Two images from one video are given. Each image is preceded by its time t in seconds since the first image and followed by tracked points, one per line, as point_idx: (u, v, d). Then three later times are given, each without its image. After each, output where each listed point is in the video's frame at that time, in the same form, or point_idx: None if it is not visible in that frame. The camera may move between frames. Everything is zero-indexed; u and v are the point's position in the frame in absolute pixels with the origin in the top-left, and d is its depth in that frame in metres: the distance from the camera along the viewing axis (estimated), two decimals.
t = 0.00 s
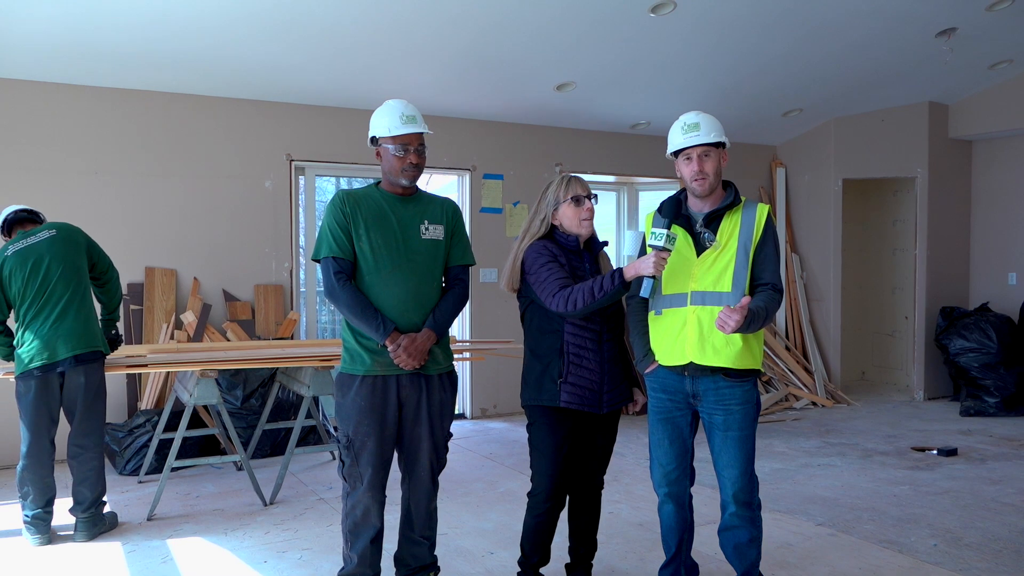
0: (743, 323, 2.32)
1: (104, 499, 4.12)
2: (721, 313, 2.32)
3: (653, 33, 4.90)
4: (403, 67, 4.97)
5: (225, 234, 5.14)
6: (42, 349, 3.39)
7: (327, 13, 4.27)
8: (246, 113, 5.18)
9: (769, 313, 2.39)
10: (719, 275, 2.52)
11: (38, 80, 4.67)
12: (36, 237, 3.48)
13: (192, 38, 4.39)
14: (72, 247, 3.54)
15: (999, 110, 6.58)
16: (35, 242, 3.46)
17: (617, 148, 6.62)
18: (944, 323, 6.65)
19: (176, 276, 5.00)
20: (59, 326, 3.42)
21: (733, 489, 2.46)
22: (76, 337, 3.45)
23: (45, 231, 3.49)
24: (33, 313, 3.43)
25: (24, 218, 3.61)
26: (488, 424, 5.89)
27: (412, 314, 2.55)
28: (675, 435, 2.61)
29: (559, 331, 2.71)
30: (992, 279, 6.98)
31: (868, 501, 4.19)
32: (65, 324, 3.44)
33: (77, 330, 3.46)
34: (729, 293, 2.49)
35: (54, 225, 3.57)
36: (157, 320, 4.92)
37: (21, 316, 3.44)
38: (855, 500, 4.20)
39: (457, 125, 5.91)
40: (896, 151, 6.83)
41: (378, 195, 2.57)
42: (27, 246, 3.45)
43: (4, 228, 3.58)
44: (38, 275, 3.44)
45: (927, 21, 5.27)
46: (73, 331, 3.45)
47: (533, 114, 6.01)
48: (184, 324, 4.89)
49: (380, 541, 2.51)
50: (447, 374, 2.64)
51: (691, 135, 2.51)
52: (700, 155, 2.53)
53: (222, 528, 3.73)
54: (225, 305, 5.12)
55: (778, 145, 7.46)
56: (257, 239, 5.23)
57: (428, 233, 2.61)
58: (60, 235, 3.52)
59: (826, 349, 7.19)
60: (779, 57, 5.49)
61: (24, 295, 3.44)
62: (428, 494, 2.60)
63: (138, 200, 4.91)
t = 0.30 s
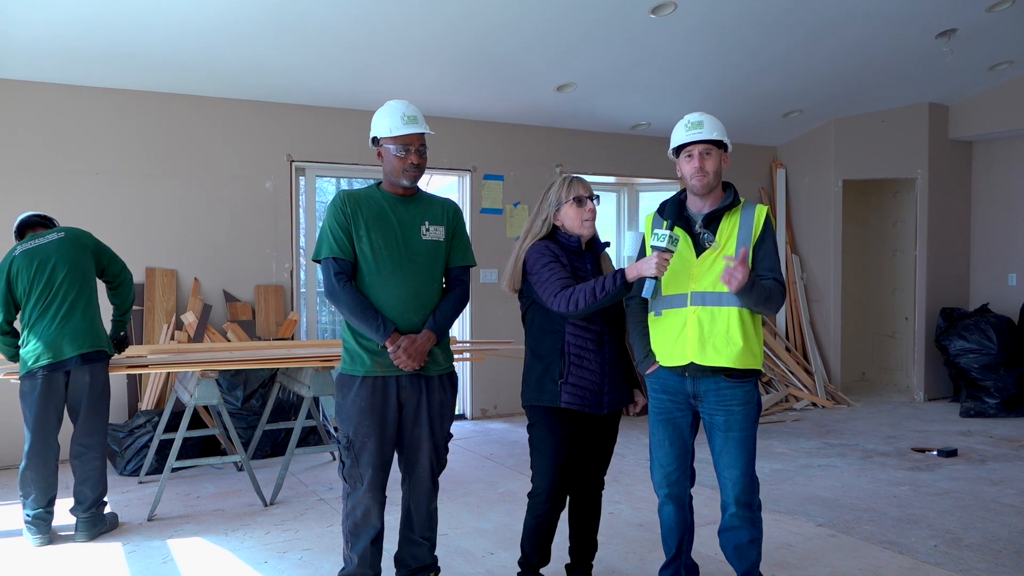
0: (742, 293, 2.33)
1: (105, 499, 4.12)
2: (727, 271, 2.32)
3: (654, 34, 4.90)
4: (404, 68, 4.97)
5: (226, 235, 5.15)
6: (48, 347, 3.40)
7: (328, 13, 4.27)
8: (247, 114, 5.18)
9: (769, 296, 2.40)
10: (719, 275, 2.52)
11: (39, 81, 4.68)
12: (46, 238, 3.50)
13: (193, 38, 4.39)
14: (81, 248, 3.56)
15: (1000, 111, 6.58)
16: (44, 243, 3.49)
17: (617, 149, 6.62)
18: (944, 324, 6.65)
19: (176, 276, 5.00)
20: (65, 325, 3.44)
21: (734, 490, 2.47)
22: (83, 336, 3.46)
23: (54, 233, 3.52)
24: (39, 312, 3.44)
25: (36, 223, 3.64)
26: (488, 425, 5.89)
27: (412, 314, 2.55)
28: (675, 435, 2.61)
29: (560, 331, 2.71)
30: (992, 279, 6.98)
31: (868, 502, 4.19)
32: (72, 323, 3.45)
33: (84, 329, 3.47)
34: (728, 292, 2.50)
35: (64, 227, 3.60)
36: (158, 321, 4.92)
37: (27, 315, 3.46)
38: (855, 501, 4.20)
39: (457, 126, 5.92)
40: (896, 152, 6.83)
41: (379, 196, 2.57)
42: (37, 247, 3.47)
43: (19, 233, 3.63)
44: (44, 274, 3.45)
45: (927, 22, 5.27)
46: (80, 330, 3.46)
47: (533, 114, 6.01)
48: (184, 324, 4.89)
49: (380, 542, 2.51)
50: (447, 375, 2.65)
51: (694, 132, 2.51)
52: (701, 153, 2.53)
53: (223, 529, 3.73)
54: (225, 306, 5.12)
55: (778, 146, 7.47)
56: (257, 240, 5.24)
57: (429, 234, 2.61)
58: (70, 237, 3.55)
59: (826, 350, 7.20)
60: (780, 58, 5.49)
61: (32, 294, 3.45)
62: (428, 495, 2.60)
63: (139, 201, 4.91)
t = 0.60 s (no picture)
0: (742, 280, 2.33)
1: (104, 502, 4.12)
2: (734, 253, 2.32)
3: (654, 37, 4.91)
4: (403, 71, 4.97)
5: (226, 238, 5.15)
6: (50, 350, 3.40)
7: (328, 16, 4.27)
8: (247, 117, 5.19)
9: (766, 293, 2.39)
10: (720, 276, 2.52)
11: (40, 84, 4.68)
12: (50, 242, 3.51)
13: (194, 42, 4.40)
14: (83, 252, 3.56)
15: (999, 114, 6.59)
16: (47, 248, 3.49)
17: (616, 151, 6.63)
18: (944, 327, 6.65)
19: (176, 279, 5.00)
20: (67, 327, 3.44)
21: (734, 493, 2.47)
22: (84, 339, 3.46)
23: (58, 238, 3.52)
24: (41, 315, 3.44)
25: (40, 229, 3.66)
26: (488, 428, 5.89)
27: (412, 317, 2.55)
28: (675, 439, 2.61)
29: (562, 334, 2.71)
30: (992, 282, 6.98)
31: (868, 505, 4.19)
32: (73, 325, 3.45)
33: (86, 332, 3.47)
34: (728, 294, 2.50)
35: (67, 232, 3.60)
36: (157, 324, 4.92)
37: (28, 318, 3.46)
38: (855, 504, 4.20)
39: (457, 129, 5.92)
40: (896, 156, 6.84)
41: (377, 199, 2.58)
42: (40, 250, 3.48)
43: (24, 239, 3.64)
44: (47, 278, 3.46)
45: (927, 26, 5.28)
46: (82, 333, 3.46)
47: (533, 117, 6.02)
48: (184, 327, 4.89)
49: (380, 546, 2.51)
50: (446, 378, 2.65)
51: (692, 137, 2.51)
52: (701, 157, 2.53)
53: (222, 532, 3.73)
54: (225, 308, 5.12)
55: (778, 149, 7.48)
56: (257, 242, 5.24)
57: (427, 237, 2.61)
58: (74, 241, 3.55)
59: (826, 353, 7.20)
60: (779, 61, 5.50)
61: (33, 298, 3.46)
62: (428, 498, 2.60)
63: (139, 204, 4.92)
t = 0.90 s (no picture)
0: (733, 302, 2.32)
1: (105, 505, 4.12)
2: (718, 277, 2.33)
3: (654, 39, 4.91)
4: (403, 73, 4.98)
5: (227, 241, 5.15)
6: (52, 350, 3.40)
7: (328, 18, 4.27)
8: (247, 120, 5.19)
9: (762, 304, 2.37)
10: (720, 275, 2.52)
11: (41, 87, 4.69)
12: (60, 246, 3.54)
13: (194, 44, 4.40)
14: (92, 256, 3.59)
15: (999, 115, 6.59)
16: (57, 250, 3.52)
17: (617, 153, 6.63)
18: (944, 328, 6.65)
19: (177, 282, 5.00)
20: (71, 329, 3.44)
21: (736, 495, 2.46)
22: (86, 341, 3.45)
23: (70, 242, 3.56)
24: (45, 316, 3.45)
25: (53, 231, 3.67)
26: (488, 430, 5.89)
27: (411, 319, 2.55)
28: (676, 440, 2.61)
29: (563, 336, 2.72)
30: (992, 284, 6.98)
31: (869, 506, 4.18)
32: (76, 327, 3.46)
33: (89, 335, 3.47)
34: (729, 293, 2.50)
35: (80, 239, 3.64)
36: (158, 326, 4.92)
37: (33, 319, 3.47)
38: (856, 505, 4.20)
39: (458, 131, 5.92)
40: (896, 157, 6.84)
41: (377, 202, 2.58)
42: (50, 253, 3.50)
43: (37, 240, 3.65)
44: (54, 279, 3.48)
45: (926, 27, 5.28)
46: (84, 335, 3.46)
47: (533, 120, 6.02)
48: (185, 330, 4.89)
49: (381, 548, 2.51)
50: (446, 380, 2.65)
51: (693, 140, 2.52)
52: (702, 160, 2.53)
53: (223, 534, 3.73)
54: (226, 311, 5.12)
55: (778, 151, 7.48)
56: (257, 244, 5.24)
57: (427, 240, 2.61)
58: (84, 246, 3.58)
59: (826, 354, 7.20)
60: (779, 62, 5.50)
61: (38, 299, 3.46)
62: (428, 501, 2.60)
63: (140, 206, 4.92)
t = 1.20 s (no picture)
0: (726, 310, 2.32)
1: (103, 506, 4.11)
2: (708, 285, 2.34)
3: (652, 39, 4.91)
4: (401, 73, 4.97)
5: (225, 241, 5.14)
6: (52, 351, 3.39)
7: (326, 18, 4.27)
8: (245, 120, 5.19)
9: (754, 308, 2.37)
10: (717, 274, 2.53)
11: (38, 87, 4.68)
12: (69, 245, 3.53)
13: (191, 45, 4.40)
14: (100, 258, 3.58)
15: (997, 115, 6.59)
16: (66, 249, 3.51)
17: (615, 153, 6.63)
18: (942, 327, 6.65)
19: (175, 283, 4.99)
20: (73, 331, 3.44)
21: (734, 494, 2.46)
22: (87, 345, 3.44)
23: (79, 241, 3.55)
24: (49, 315, 3.44)
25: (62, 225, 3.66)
26: (487, 430, 5.88)
27: (408, 320, 2.55)
28: (674, 440, 2.61)
29: (560, 336, 2.71)
30: (990, 283, 6.99)
31: (868, 506, 4.18)
32: (78, 330, 3.45)
33: (90, 338, 3.46)
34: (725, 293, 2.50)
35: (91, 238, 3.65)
36: (156, 328, 4.92)
37: (36, 317, 3.46)
38: (854, 504, 4.20)
39: (456, 131, 5.92)
40: (894, 157, 6.84)
41: (374, 202, 2.58)
42: (58, 251, 3.50)
43: (51, 230, 3.66)
44: (60, 279, 3.47)
45: (923, 27, 5.28)
46: (85, 338, 3.45)
47: (531, 120, 6.02)
48: (183, 330, 4.89)
49: (378, 549, 2.50)
50: (443, 380, 2.65)
51: (690, 138, 2.51)
52: (699, 158, 2.53)
53: (221, 535, 3.72)
54: (224, 312, 5.11)
55: (776, 151, 7.49)
56: (255, 245, 5.23)
57: (424, 240, 2.61)
58: (93, 247, 3.57)
59: (824, 354, 7.20)
60: (776, 62, 5.50)
61: (44, 297, 3.46)
62: (426, 501, 2.60)
63: (138, 207, 4.91)
